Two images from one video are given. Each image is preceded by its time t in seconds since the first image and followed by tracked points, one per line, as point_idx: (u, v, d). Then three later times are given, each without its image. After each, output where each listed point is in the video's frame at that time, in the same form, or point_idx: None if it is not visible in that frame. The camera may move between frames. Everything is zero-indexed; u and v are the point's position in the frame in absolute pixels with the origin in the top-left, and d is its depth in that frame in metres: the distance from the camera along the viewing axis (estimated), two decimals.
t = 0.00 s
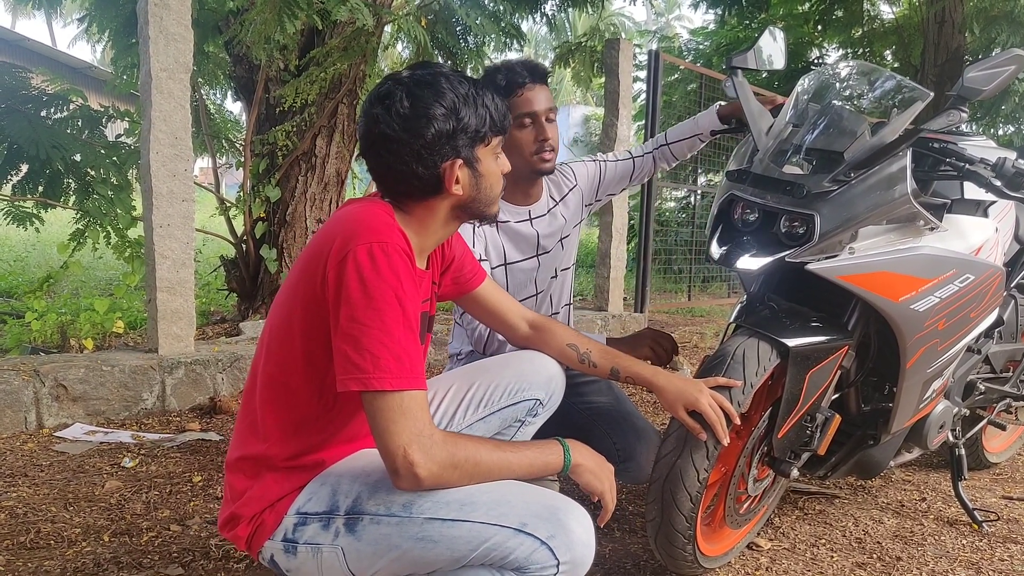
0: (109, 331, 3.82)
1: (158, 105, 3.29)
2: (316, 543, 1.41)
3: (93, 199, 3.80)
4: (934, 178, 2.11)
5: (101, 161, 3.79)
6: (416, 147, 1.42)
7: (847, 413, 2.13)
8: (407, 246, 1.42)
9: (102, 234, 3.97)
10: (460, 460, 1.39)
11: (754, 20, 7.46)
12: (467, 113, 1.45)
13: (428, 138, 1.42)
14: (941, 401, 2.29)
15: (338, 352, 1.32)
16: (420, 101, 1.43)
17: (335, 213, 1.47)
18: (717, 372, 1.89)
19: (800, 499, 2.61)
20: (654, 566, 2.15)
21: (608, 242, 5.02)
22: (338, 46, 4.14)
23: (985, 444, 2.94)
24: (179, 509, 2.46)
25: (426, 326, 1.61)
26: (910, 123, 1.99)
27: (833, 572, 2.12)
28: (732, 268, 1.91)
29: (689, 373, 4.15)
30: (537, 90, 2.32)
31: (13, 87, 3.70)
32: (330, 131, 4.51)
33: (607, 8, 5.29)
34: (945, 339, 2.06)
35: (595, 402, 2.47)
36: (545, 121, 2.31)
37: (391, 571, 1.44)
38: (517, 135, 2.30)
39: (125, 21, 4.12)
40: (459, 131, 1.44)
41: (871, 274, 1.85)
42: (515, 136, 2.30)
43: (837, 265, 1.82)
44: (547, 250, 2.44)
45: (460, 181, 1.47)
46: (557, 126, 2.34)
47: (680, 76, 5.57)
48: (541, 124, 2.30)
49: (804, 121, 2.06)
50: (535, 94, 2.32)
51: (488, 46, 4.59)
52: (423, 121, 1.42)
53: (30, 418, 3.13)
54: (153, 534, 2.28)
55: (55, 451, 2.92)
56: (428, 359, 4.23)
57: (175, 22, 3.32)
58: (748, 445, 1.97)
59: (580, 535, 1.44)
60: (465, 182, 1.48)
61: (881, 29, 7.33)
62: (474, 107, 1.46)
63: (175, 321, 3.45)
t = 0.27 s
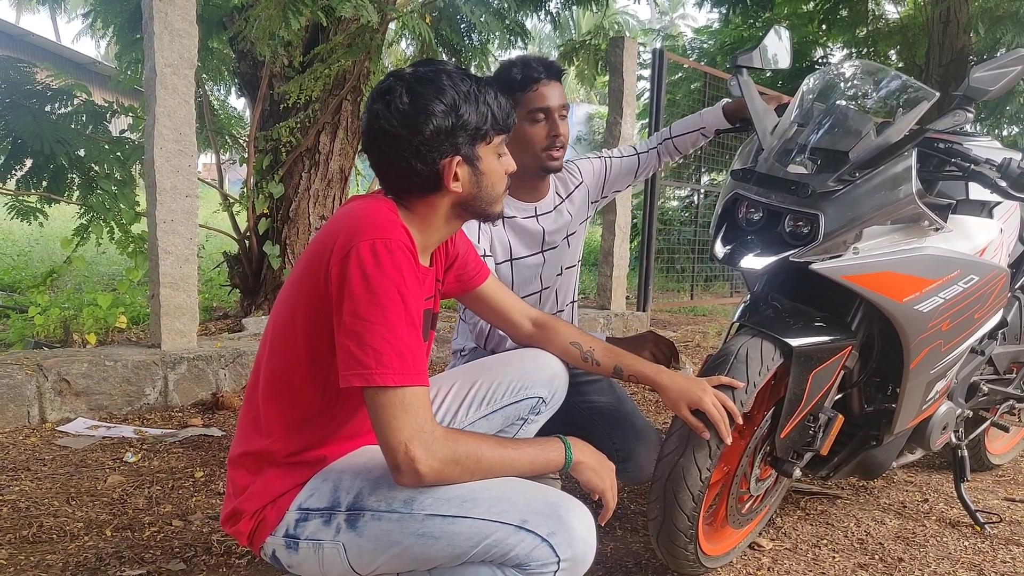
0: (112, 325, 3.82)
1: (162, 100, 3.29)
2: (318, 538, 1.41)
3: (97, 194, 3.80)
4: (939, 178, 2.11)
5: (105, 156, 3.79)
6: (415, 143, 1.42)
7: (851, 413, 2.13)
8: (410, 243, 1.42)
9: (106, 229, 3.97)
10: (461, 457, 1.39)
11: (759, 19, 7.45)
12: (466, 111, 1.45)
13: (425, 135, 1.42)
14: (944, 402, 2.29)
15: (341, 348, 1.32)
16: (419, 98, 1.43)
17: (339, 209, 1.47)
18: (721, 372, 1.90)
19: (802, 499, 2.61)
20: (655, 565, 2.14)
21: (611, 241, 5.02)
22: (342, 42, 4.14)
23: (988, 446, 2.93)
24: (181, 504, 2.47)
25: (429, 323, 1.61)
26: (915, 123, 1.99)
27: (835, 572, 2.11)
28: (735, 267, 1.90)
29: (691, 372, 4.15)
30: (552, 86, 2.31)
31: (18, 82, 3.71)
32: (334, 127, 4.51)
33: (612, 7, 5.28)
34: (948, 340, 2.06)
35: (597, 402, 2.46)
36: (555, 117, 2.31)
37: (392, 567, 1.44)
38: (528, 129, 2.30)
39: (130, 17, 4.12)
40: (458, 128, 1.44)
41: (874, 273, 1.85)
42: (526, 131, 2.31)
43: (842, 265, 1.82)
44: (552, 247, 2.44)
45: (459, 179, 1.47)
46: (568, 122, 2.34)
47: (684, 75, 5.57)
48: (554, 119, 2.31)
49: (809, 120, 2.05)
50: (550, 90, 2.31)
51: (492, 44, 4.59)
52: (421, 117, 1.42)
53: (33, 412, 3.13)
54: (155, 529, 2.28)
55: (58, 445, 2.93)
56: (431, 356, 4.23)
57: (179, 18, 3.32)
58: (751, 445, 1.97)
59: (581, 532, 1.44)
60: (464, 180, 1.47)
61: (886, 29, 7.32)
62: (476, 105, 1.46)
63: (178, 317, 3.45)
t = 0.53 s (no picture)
0: (114, 326, 3.83)
1: (162, 100, 3.29)
2: (318, 537, 1.41)
3: (97, 194, 3.81)
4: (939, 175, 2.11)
5: (105, 157, 3.79)
6: (411, 141, 1.42)
7: (852, 411, 2.13)
8: (409, 240, 1.42)
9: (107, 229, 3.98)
10: (459, 454, 1.39)
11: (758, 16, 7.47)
12: (464, 110, 1.45)
13: (423, 134, 1.42)
14: (946, 399, 2.29)
15: (339, 346, 1.32)
16: (417, 97, 1.43)
17: (338, 208, 1.47)
18: (722, 370, 1.90)
19: (803, 497, 2.61)
20: (657, 563, 2.15)
21: (612, 239, 5.02)
22: (342, 42, 4.15)
23: (989, 442, 2.93)
24: (183, 504, 2.47)
25: (428, 322, 1.61)
26: (915, 120, 1.99)
27: (836, 570, 2.11)
28: (736, 265, 1.90)
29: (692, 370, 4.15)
30: (562, 86, 2.30)
31: (18, 83, 3.71)
32: (334, 127, 4.51)
33: (612, 5, 5.28)
34: (949, 337, 2.06)
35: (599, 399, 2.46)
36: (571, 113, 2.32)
37: (393, 565, 1.44)
38: (551, 125, 2.28)
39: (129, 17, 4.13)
40: (455, 127, 1.44)
41: (873, 270, 1.84)
42: (540, 128, 2.28)
43: (842, 262, 1.82)
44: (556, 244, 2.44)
45: (456, 178, 1.47)
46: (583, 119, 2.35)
47: (684, 73, 5.56)
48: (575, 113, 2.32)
49: (809, 118, 2.05)
50: (561, 89, 2.30)
51: (492, 43, 4.59)
52: (418, 115, 1.42)
53: (35, 413, 3.14)
54: (157, 529, 2.29)
55: (59, 446, 2.93)
56: (432, 356, 4.24)
57: (179, 18, 3.32)
58: (752, 443, 1.97)
59: (580, 528, 1.44)
60: (461, 179, 1.47)
61: (886, 26, 7.31)
62: (474, 104, 1.46)
63: (180, 316, 3.46)
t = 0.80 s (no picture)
0: (114, 323, 3.83)
1: (162, 97, 3.29)
2: (317, 532, 1.41)
3: (97, 191, 3.81)
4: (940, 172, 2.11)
5: (105, 153, 3.79)
6: (412, 136, 1.42)
7: (852, 408, 2.14)
8: (409, 235, 1.42)
9: (107, 227, 3.98)
10: (459, 448, 1.39)
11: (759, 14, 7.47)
12: (466, 106, 1.44)
13: (424, 130, 1.42)
14: (946, 396, 2.29)
15: (339, 341, 1.32)
16: (419, 92, 1.43)
17: (337, 203, 1.47)
18: (722, 367, 1.90)
19: (803, 494, 2.61)
20: (656, 560, 2.15)
21: (612, 237, 5.02)
22: (343, 39, 4.15)
23: (989, 440, 2.93)
24: (183, 501, 2.47)
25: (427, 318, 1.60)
26: (916, 118, 1.99)
27: (836, 567, 2.12)
28: (736, 262, 1.90)
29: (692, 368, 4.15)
30: (563, 83, 2.30)
31: (18, 79, 3.71)
32: (334, 124, 4.50)
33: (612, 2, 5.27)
34: (949, 335, 2.06)
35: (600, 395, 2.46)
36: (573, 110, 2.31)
37: (392, 560, 1.44)
38: (553, 121, 2.28)
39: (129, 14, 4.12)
40: (457, 123, 1.43)
41: (873, 266, 1.84)
42: (542, 125, 2.28)
43: (842, 259, 1.82)
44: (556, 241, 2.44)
45: (456, 174, 1.47)
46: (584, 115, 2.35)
47: (685, 71, 5.55)
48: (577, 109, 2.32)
49: (809, 115, 2.05)
50: (562, 86, 2.30)
51: (493, 40, 4.59)
52: (420, 111, 1.42)
53: (35, 410, 3.14)
54: (157, 526, 2.29)
55: (59, 443, 2.94)
56: (432, 353, 4.24)
57: (179, 14, 3.32)
58: (752, 440, 1.97)
59: (579, 521, 1.45)
60: (462, 176, 1.47)
61: (887, 24, 7.31)
62: (476, 101, 1.46)
63: (180, 314, 3.46)
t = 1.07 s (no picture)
0: (113, 323, 3.83)
1: (163, 98, 3.30)
2: (322, 538, 1.41)
3: (98, 192, 3.81)
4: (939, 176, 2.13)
5: (106, 154, 3.79)
6: (414, 138, 1.42)
7: (852, 411, 2.13)
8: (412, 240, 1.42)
9: (107, 227, 3.98)
10: (467, 453, 1.39)
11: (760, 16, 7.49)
12: (468, 109, 1.45)
13: (426, 131, 1.42)
14: (947, 399, 2.29)
15: (345, 347, 1.32)
16: (422, 94, 1.43)
17: (338, 206, 1.47)
18: (722, 371, 1.90)
19: (803, 496, 2.61)
20: (656, 562, 2.15)
21: (612, 238, 5.02)
22: (344, 40, 4.16)
23: (989, 443, 2.93)
24: (183, 502, 2.47)
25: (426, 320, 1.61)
26: (915, 121, 1.99)
27: (836, 570, 2.12)
28: (736, 264, 1.91)
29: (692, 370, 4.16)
30: (563, 85, 2.31)
31: (19, 80, 3.71)
32: (335, 125, 4.51)
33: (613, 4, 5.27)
34: (949, 338, 2.06)
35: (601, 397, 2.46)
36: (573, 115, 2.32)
37: (398, 565, 1.45)
38: (553, 125, 2.28)
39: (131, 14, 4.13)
40: (459, 126, 1.44)
41: (875, 271, 1.85)
42: (542, 127, 2.28)
43: (844, 263, 1.82)
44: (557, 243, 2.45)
45: (456, 176, 1.47)
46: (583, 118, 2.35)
47: (685, 73, 5.56)
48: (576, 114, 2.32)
49: (809, 118, 2.06)
50: (561, 89, 2.30)
51: (493, 41, 4.60)
52: (422, 112, 1.42)
53: (34, 410, 3.14)
54: (157, 527, 2.29)
55: (59, 443, 2.94)
56: (432, 354, 4.24)
57: (180, 15, 3.32)
58: (753, 443, 1.97)
59: (588, 526, 1.45)
60: (461, 178, 1.47)
61: (887, 27, 7.32)
62: (478, 103, 1.46)
63: (180, 314, 3.46)
